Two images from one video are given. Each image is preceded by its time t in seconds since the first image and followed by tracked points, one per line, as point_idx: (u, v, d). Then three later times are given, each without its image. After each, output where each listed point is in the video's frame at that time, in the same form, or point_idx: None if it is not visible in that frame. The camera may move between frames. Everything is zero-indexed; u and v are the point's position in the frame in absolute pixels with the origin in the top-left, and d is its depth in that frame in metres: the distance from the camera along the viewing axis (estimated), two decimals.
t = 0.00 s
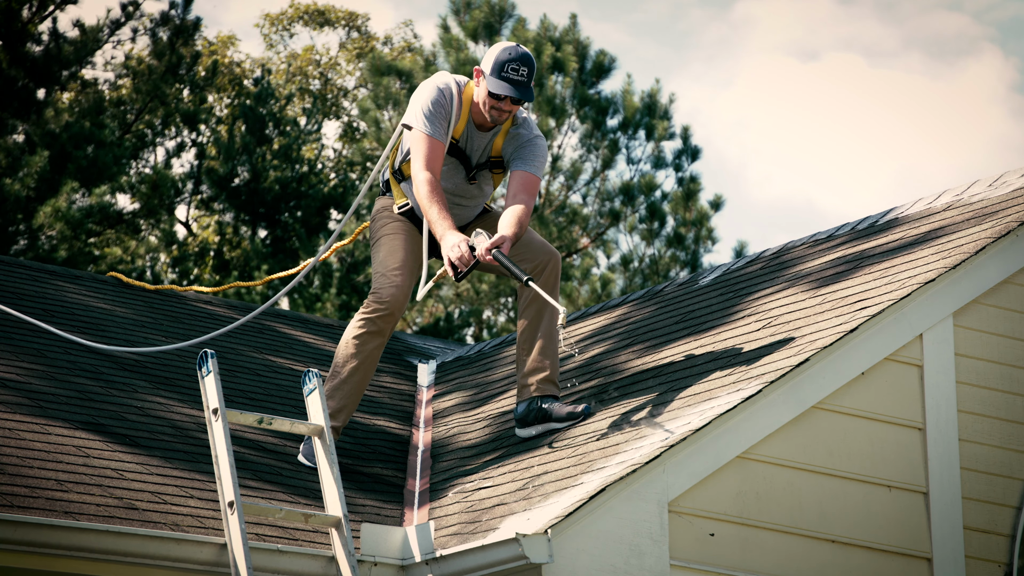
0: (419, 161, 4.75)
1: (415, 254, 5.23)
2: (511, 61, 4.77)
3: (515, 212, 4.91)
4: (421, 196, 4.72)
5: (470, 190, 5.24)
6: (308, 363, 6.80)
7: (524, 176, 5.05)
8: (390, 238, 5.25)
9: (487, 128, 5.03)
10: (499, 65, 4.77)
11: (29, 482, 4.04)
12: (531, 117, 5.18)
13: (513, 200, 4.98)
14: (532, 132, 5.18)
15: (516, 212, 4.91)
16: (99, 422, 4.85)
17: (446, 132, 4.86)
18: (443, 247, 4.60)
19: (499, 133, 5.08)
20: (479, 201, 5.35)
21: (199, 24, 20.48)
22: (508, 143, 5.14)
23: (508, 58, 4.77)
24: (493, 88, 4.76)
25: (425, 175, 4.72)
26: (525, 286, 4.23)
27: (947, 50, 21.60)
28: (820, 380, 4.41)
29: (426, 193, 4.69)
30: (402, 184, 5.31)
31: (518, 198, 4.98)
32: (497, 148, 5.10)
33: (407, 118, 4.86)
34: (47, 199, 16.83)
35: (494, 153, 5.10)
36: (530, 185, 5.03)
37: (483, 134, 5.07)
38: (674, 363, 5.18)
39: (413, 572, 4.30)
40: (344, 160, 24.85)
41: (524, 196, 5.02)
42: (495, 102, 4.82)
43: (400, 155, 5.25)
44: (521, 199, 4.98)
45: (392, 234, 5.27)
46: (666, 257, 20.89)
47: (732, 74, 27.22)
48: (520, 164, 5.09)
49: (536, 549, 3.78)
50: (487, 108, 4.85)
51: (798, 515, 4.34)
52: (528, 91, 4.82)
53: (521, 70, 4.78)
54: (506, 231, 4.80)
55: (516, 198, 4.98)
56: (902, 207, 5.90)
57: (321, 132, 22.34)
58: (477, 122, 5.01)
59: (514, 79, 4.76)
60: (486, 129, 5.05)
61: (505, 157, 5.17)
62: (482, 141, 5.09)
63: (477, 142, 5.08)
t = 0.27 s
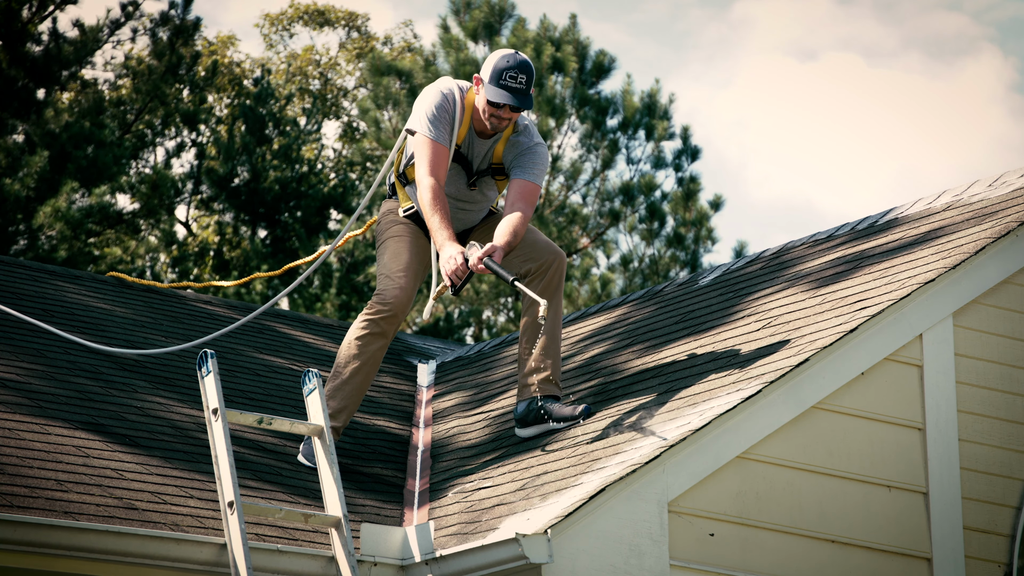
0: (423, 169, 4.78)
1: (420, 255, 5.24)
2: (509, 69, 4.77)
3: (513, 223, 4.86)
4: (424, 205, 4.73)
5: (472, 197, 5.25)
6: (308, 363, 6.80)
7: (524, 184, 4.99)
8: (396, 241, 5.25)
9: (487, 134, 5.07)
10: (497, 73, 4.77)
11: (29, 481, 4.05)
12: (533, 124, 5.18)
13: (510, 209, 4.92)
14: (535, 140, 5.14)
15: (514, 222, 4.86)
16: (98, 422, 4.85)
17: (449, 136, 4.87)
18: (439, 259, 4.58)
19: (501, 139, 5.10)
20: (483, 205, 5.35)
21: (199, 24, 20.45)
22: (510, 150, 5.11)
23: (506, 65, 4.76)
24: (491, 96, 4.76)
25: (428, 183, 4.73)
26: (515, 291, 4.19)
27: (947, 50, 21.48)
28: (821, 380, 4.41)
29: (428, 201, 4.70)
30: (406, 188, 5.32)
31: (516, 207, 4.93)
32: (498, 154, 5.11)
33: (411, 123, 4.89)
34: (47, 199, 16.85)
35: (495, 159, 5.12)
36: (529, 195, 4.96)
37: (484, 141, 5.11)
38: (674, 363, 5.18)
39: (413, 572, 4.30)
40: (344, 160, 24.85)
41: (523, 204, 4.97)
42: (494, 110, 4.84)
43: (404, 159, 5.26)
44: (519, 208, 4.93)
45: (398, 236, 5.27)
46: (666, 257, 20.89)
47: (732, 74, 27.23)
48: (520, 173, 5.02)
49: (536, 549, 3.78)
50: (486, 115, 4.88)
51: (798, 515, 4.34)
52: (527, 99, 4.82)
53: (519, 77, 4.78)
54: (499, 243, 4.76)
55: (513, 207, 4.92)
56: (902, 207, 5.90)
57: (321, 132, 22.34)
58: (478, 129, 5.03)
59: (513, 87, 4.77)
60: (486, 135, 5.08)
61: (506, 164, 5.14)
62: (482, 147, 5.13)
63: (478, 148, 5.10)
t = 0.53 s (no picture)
0: (425, 173, 4.77)
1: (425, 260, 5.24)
2: (510, 73, 4.77)
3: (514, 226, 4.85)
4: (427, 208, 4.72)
5: (473, 201, 5.26)
6: (308, 363, 6.81)
7: (524, 187, 5.00)
8: (400, 244, 5.25)
9: (489, 139, 5.07)
10: (498, 77, 4.77)
11: (29, 482, 4.05)
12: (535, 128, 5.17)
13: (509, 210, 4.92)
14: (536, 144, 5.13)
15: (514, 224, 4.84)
16: (98, 422, 4.86)
17: (451, 142, 4.86)
18: (442, 263, 4.55)
19: (502, 143, 5.10)
20: (486, 210, 5.37)
21: (199, 24, 20.43)
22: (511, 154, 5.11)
23: (507, 69, 4.77)
24: (492, 100, 4.76)
25: (431, 187, 4.72)
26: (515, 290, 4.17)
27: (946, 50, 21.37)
28: (821, 380, 4.41)
29: (431, 205, 4.69)
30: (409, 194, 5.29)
31: (516, 209, 4.93)
32: (500, 159, 5.12)
33: (412, 128, 4.89)
34: (47, 200, 16.88)
35: (496, 163, 5.13)
36: (529, 198, 4.98)
37: (485, 145, 5.11)
38: (675, 363, 5.18)
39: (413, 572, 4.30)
40: (344, 160, 24.86)
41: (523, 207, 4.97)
42: (495, 114, 4.84)
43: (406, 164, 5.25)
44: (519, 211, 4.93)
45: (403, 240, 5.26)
46: (666, 257, 20.89)
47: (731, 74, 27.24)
48: (519, 176, 5.04)
49: (535, 549, 3.78)
50: (487, 120, 4.88)
51: (798, 515, 4.34)
52: (528, 103, 4.82)
53: (520, 81, 4.78)
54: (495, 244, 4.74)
55: (512, 209, 4.92)
56: (902, 207, 5.90)
57: (321, 133, 22.35)
58: (479, 134, 5.04)
59: (514, 91, 4.77)
60: (488, 140, 5.08)
61: (508, 168, 5.14)
62: (484, 152, 5.13)
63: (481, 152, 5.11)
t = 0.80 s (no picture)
0: (427, 175, 4.77)
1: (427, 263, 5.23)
2: (510, 75, 4.77)
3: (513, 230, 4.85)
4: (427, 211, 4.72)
5: (473, 205, 5.25)
6: (307, 364, 6.81)
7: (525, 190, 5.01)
8: (401, 248, 5.24)
9: (490, 142, 5.07)
10: (498, 79, 4.77)
11: (28, 483, 4.05)
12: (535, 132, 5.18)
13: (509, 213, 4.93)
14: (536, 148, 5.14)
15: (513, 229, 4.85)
16: (97, 422, 4.86)
17: (452, 145, 4.86)
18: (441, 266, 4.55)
19: (502, 147, 5.10)
20: (487, 213, 5.37)
21: (199, 25, 20.39)
22: (511, 158, 5.12)
23: (507, 71, 4.77)
24: (492, 102, 4.76)
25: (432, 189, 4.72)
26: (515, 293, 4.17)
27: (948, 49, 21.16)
28: (821, 380, 4.41)
29: (432, 207, 4.69)
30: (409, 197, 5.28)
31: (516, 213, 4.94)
32: (500, 162, 5.12)
33: (413, 131, 4.89)
34: (47, 201, 16.92)
35: (497, 167, 5.13)
36: (528, 201, 4.99)
37: (486, 148, 5.10)
38: (675, 363, 5.19)
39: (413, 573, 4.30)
40: (344, 161, 24.87)
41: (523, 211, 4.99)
42: (496, 116, 4.83)
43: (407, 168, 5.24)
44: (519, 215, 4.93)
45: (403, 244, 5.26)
46: (666, 258, 20.90)
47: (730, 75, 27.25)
48: (519, 179, 5.05)
49: (535, 550, 3.78)
50: (487, 122, 4.87)
51: (798, 516, 4.34)
52: (529, 105, 4.81)
53: (520, 83, 4.78)
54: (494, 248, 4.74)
55: (512, 212, 4.94)
56: (901, 207, 5.90)
57: (321, 133, 22.36)
58: (480, 136, 5.03)
59: (514, 93, 4.76)
60: (489, 143, 5.08)
61: (508, 172, 5.14)
62: (485, 155, 5.12)
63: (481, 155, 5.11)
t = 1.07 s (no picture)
0: (428, 177, 4.77)
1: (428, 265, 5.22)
2: (511, 77, 4.76)
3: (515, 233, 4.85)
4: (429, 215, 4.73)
5: (473, 207, 5.26)
6: (307, 364, 6.81)
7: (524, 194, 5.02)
8: (402, 250, 5.24)
9: (490, 145, 5.05)
10: (499, 82, 4.76)
11: (28, 483, 4.05)
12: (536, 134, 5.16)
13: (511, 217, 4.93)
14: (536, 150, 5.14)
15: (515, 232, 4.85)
16: (97, 423, 4.85)
17: (453, 147, 4.86)
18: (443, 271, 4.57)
19: (503, 149, 5.09)
20: (487, 214, 5.37)
21: (198, 25, 20.37)
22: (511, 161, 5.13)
23: (508, 74, 4.76)
24: (493, 104, 4.75)
25: (433, 192, 4.72)
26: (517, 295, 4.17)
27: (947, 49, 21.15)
28: (821, 381, 4.41)
29: (433, 211, 4.69)
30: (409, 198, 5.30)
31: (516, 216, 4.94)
32: (501, 164, 5.11)
33: (415, 134, 4.88)
34: (47, 201, 16.94)
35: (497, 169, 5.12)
36: (530, 204, 4.99)
37: (487, 150, 5.09)
38: (675, 363, 5.19)
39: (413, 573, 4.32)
40: (344, 161, 24.86)
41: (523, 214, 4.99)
42: (497, 118, 4.82)
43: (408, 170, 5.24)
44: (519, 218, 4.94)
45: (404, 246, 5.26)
46: (666, 258, 20.91)
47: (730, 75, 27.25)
48: (521, 182, 5.05)
49: (535, 550, 3.78)
50: (488, 125, 4.86)
51: (797, 516, 4.34)
52: (530, 107, 4.80)
53: (521, 85, 4.77)
54: (499, 253, 4.72)
55: (515, 215, 4.94)
56: (901, 207, 5.90)
57: (321, 134, 22.37)
58: (481, 139, 5.02)
59: (516, 96, 4.75)
60: (489, 145, 5.06)
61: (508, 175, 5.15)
62: (486, 156, 5.10)
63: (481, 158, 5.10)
